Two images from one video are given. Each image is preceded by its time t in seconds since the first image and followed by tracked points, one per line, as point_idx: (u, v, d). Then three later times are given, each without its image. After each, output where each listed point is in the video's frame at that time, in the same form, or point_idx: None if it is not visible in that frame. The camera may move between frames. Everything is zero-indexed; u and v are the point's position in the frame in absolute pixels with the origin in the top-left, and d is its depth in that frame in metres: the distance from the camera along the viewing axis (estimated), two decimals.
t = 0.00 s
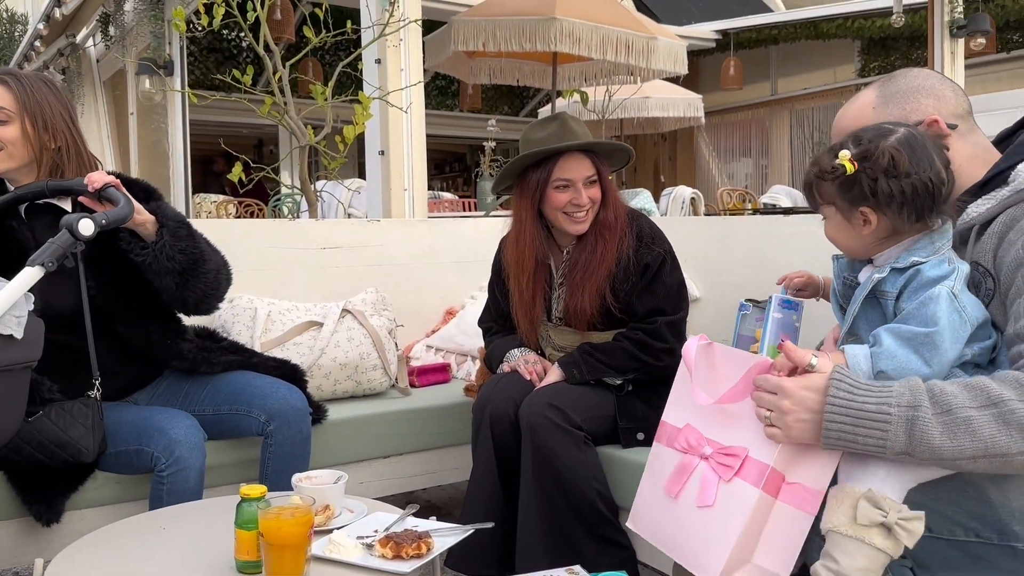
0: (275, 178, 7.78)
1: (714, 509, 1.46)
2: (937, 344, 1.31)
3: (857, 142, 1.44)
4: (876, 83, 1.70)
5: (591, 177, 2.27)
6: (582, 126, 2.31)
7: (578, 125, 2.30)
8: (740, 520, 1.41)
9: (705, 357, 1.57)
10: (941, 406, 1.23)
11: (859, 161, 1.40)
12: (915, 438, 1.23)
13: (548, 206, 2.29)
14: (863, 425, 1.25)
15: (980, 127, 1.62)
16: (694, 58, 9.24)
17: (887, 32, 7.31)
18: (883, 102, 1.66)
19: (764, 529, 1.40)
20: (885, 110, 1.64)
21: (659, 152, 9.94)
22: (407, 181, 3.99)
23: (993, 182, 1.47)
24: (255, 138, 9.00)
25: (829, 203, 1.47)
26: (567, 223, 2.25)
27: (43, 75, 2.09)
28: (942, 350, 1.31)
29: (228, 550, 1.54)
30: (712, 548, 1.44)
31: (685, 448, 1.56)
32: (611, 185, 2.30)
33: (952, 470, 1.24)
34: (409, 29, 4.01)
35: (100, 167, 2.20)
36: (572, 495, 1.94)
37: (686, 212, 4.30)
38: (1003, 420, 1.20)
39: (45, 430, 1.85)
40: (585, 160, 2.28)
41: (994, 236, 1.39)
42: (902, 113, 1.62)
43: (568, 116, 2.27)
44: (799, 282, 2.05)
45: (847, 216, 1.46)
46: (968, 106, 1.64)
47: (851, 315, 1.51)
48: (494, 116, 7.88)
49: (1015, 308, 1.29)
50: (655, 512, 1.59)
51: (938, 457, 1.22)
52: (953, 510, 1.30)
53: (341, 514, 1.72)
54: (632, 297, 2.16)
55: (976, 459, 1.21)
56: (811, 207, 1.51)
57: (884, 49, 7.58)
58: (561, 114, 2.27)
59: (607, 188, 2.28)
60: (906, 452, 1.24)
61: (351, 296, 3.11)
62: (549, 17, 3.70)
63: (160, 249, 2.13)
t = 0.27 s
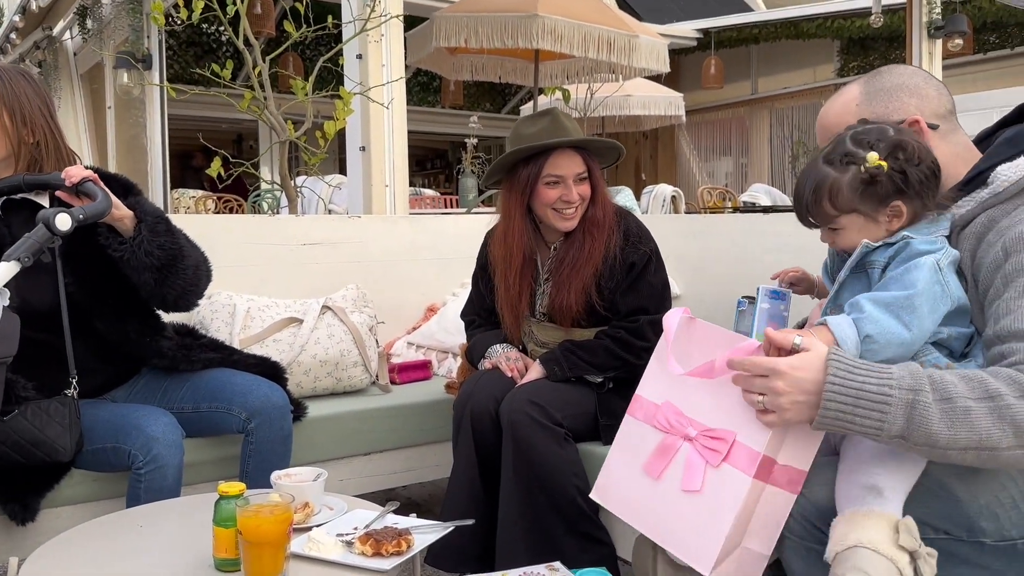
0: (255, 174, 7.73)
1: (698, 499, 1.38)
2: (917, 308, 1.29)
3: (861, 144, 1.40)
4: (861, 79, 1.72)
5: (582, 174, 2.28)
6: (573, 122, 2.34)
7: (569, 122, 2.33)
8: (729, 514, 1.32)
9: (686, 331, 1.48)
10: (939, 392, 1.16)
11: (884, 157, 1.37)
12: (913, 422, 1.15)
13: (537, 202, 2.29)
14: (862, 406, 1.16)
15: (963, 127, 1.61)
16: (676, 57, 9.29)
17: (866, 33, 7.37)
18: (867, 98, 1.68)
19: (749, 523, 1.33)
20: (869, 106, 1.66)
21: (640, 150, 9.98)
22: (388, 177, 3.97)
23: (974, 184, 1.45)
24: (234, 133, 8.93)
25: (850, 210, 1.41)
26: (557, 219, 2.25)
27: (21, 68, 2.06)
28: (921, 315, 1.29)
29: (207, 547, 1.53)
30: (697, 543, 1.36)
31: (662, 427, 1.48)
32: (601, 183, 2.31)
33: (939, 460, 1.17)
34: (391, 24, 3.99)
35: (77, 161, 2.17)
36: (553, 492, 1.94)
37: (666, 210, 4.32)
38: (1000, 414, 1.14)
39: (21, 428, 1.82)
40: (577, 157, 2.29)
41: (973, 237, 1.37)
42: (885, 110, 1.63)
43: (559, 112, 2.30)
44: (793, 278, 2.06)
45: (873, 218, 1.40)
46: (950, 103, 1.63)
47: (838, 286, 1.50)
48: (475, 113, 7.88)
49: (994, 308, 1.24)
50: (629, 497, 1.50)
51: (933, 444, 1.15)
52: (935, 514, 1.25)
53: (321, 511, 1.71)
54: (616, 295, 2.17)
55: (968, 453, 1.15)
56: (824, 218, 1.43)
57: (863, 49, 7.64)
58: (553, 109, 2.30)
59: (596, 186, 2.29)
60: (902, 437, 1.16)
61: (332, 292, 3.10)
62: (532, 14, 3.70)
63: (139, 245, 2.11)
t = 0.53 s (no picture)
0: (227, 165, 7.64)
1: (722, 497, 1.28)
2: (909, 289, 1.25)
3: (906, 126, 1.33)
4: (846, 74, 1.64)
5: (568, 168, 2.28)
6: (561, 116, 2.33)
7: (557, 115, 2.31)
8: (761, 500, 1.23)
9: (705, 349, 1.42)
10: (915, 350, 1.14)
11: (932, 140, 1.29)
12: (892, 379, 1.12)
13: (522, 193, 2.28)
14: (839, 367, 1.14)
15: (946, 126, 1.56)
16: (651, 53, 9.32)
17: (839, 32, 7.37)
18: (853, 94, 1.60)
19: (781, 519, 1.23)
20: (852, 101, 1.58)
21: (615, 145, 10.02)
22: (361, 170, 3.94)
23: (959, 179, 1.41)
24: (206, 124, 8.82)
25: (886, 188, 1.31)
26: (542, 212, 2.25)
27: None
28: (914, 293, 1.25)
29: (174, 544, 1.50)
30: (727, 537, 1.24)
31: (681, 439, 1.38)
32: (586, 177, 2.30)
33: (921, 423, 1.14)
34: (365, 16, 3.94)
35: (41, 151, 2.12)
36: (526, 486, 1.93)
37: (641, 205, 4.33)
38: (977, 367, 1.11)
39: None
40: (562, 150, 2.28)
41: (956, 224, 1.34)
42: (866, 107, 1.56)
43: (548, 105, 2.28)
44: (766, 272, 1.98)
45: (905, 201, 1.32)
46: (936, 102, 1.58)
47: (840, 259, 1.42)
48: (450, 107, 7.85)
49: (973, 280, 1.23)
50: (641, 509, 1.35)
51: (914, 402, 1.12)
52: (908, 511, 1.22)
53: (291, 506, 1.69)
54: (595, 291, 2.16)
55: (949, 409, 1.12)
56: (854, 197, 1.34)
57: (835, 48, 7.57)
58: (542, 102, 2.28)
59: (582, 180, 2.28)
60: (882, 397, 1.13)
61: (303, 286, 3.06)
62: (506, 8, 3.68)
63: (104, 237, 2.07)
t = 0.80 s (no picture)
0: (191, 155, 7.51)
1: (693, 484, 1.31)
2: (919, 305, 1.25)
3: (916, 128, 1.35)
4: (841, 64, 1.66)
5: (546, 159, 2.27)
6: (540, 106, 2.31)
7: (537, 106, 2.30)
8: (732, 494, 1.26)
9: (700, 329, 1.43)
10: (890, 364, 1.16)
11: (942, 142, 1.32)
12: (874, 396, 1.14)
13: (500, 183, 2.26)
14: (821, 392, 1.16)
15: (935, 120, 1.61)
16: (620, 48, 9.34)
17: (804, 29, 7.48)
18: (850, 83, 1.62)
19: (742, 512, 1.28)
20: (853, 90, 1.60)
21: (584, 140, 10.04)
22: (327, 160, 3.89)
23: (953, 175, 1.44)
24: (169, 113, 8.66)
25: (895, 187, 1.33)
26: (519, 202, 2.23)
27: None
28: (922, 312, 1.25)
29: (132, 538, 1.47)
30: (692, 525, 1.28)
31: (665, 422, 1.39)
32: (564, 168, 2.29)
33: (908, 432, 1.16)
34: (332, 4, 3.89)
35: None
36: (492, 479, 1.92)
37: (609, 199, 4.33)
38: (952, 374, 1.13)
39: None
40: (541, 141, 2.27)
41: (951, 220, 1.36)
42: (865, 96, 1.59)
43: (528, 94, 2.25)
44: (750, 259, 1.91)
45: (910, 201, 1.34)
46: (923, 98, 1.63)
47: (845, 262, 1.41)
48: (419, 98, 7.79)
49: (964, 277, 1.25)
50: (612, 483, 1.38)
51: (897, 415, 1.13)
52: (869, 494, 1.25)
53: (253, 500, 1.67)
54: (569, 283, 2.15)
55: (931, 417, 1.14)
56: (863, 189, 1.34)
57: (801, 44, 7.68)
58: (522, 92, 2.25)
59: (559, 171, 2.28)
60: (868, 413, 1.15)
61: (268, 277, 3.02)
62: None
63: (60, 226, 2.02)
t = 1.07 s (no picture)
0: (153, 140, 7.37)
1: (663, 440, 1.29)
2: (915, 308, 1.28)
3: (888, 129, 1.38)
4: (815, 59, 1.68)
5: (523, 147, 2.27)
6: (519, 95, 2.31)
7: (516, 94, 2.30)
8: (702, 438, 1.23)
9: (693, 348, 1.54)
10: (881, 364, 1.22)
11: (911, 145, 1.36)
12: (861, 386, 1.21)
13: (477, 169, 2.26)
14: (811, 375, 1.24)
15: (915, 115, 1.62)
16: (590, 39, 9.33)
17: (772, 23, 7.52)
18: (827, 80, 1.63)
19: (706, 466, 1.25)
20: (830, 88, 1.61)
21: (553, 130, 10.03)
22: (293, 147, 3.84)
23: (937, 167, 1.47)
24: (132, 97, 8.48)
25: (862, 189, 1.36)
26: (495, 188, 2.23)
27: None
28: (919, 313, 1.28)
29: (91, 529, 1.44)
30: (657, 457, 1.23)
31: (644, 406, 1.42)
32: (542, 158, 2.29)
33: (892, 431, 1.22)
34: None
35: None
36: (459, 469, 1.92)
37: (578, 190, 4.33)
38: (938, 383, 1.19)
39: None
40: (519, 128, 2.27)
41: (940, 215, 1.40)
42: (843, 92, 1.60)
43: (507, 81, 2.26)
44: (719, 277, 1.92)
45: (876, 203, 1.38)
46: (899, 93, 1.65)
47: (827, 276, 1.44)
48: (387, 86, 7.71)
49: (954, 282, 1.30)
50: (581, 438, 1.37)
51: (882, 407, 1.20)
52: (843, 477, 1.27)
53: (215, 491, 1.64)
54: (542, 271, 2.14)
55: (914, 419, 1.19)
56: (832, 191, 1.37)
57: (768, 39, 7.70)
58: (501, 78, 2.25)
59: (536, 160, 2.27)
60: (853, 401, 1.21)
61: (232, 265, 2.97)
62: None
63: (16, 212, 1.97)
